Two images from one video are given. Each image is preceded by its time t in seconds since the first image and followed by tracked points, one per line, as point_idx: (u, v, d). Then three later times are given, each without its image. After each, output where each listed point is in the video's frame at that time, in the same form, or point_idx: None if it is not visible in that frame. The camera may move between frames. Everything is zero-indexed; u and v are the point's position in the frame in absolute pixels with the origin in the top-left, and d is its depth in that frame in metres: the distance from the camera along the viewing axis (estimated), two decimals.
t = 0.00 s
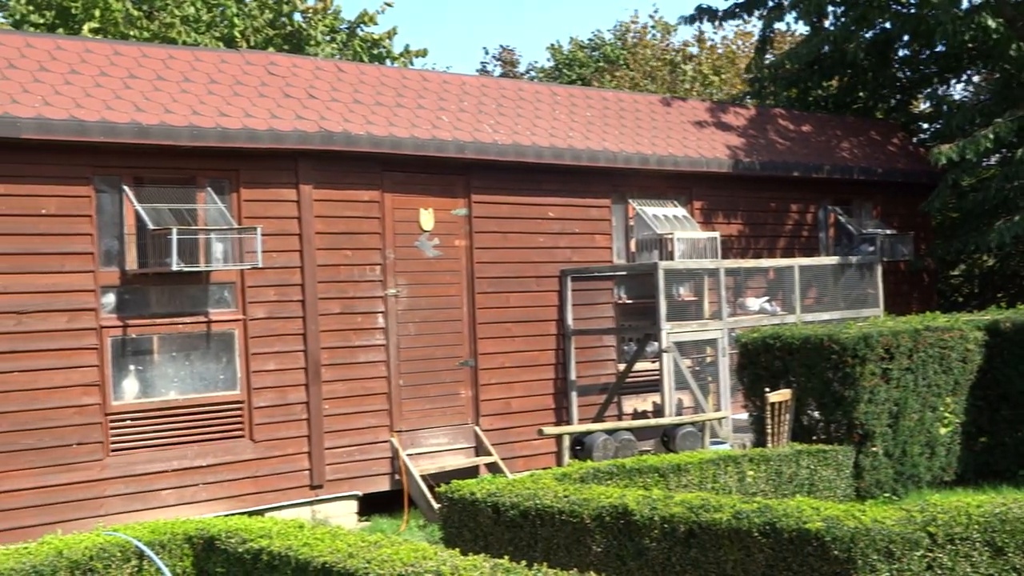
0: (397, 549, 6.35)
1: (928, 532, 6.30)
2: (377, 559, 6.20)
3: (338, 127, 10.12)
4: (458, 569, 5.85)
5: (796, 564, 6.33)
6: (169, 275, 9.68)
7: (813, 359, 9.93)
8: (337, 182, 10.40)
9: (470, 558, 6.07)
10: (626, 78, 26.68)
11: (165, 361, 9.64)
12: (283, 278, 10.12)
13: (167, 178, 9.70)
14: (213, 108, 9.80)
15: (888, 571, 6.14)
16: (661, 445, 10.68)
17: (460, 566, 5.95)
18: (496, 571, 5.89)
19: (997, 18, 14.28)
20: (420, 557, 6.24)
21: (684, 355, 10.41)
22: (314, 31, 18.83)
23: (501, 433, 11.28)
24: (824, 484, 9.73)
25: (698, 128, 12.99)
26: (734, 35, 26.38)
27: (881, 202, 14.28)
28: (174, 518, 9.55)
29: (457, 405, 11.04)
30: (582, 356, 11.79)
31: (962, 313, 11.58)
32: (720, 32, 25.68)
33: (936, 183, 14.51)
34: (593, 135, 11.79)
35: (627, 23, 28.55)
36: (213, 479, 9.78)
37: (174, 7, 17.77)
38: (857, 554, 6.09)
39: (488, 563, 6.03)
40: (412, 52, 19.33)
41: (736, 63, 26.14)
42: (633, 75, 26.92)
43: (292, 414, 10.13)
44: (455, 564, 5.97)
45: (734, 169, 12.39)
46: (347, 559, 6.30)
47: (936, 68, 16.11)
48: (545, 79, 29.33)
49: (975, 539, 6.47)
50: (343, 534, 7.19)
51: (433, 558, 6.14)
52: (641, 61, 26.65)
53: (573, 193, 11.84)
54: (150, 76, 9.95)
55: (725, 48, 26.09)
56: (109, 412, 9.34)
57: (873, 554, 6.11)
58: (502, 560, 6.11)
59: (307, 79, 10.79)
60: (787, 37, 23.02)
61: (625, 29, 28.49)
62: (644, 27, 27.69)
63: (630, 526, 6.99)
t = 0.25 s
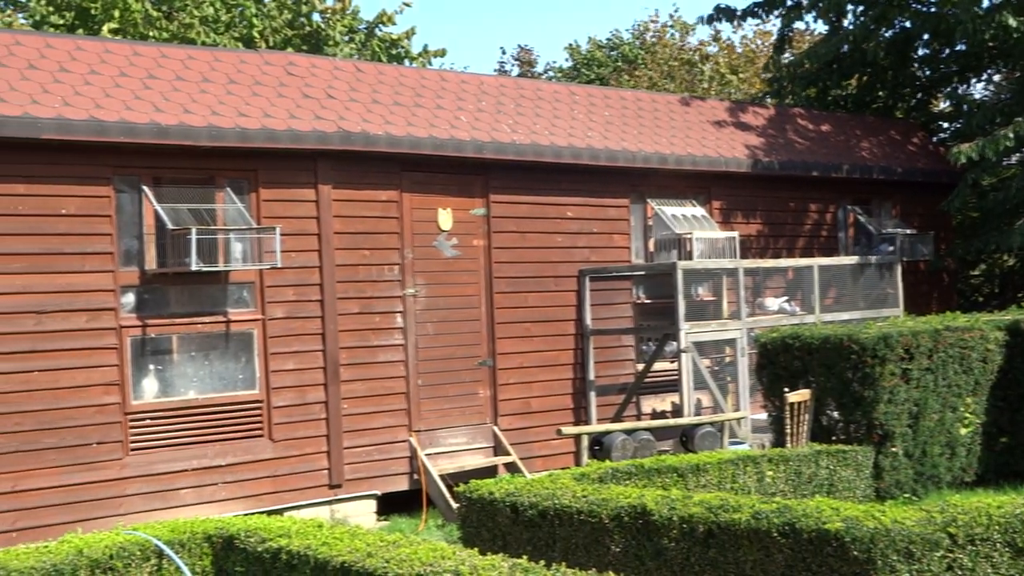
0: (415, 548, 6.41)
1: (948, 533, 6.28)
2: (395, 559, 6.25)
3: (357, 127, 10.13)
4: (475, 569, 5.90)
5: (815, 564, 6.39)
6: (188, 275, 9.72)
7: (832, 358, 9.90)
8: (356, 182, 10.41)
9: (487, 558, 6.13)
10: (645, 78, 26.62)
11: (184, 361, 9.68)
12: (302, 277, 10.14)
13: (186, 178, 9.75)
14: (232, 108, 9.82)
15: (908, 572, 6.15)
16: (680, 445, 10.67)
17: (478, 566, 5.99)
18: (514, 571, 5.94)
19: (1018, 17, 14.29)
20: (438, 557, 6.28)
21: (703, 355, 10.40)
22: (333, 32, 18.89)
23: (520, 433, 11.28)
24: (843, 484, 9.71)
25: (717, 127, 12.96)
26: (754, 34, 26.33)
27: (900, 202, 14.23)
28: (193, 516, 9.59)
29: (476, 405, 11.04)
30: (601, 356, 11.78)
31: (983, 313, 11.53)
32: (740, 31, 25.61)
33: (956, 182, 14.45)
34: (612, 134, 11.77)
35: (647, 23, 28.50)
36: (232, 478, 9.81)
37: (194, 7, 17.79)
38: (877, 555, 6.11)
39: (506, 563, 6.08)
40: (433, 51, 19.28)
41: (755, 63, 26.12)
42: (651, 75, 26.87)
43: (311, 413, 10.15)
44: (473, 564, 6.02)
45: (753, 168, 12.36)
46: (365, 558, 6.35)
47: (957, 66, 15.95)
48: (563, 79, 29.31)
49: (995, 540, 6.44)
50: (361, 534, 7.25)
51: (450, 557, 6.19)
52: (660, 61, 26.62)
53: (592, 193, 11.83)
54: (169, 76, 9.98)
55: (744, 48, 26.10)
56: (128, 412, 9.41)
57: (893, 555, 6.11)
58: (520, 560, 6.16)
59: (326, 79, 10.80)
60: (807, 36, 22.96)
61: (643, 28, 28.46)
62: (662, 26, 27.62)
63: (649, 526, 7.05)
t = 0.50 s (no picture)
0: (438, 547, 6.51)
1: (972, 533, 6.22)
2: (419, 558, 6.32)
3: (379, 126, 10.14)
4: (499, 568, 5.99)
5: (839, 565, 6.40)
6: (211, 274, 9.77)
7: (856, 358, 9.87)
8: (378, 182, 10.43)
9: (510, 558, 6.21)
10: (666, 78, 26.61)
11: (208, 360, 9.74)
12: (324, 277, 10.16)
13: (209, 177, 9.80)
14: (255, 108, 9.85)
15: (931, 572, 6.16)
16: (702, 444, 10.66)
17: (502, 565, 6.06)
18: (537, 570, 6.01)
19: None
20: (460, 556, 6.35)
21: (725, 355, 10.39)
22: (355, 31, 19.00)
23: (542, 432, 11.28)
24: (866, 484, 9.68)
25: (740, 126, 12.94)
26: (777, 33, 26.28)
27: (924, 201, 14.17)
28: (217, 515, 9.64)
29: (498, 404, 11.05)
30: (623, 356, 11.77)
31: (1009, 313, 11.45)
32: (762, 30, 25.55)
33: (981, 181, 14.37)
34: (634, 134, 11.76)
35: (669, 22, 28.48)
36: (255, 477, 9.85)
37: (217, 9, 18.34)
38: (900, 555, 6.13)
39: (528, 562, 6.15)
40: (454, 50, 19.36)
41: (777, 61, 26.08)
42: (673, 74, 26.85)
43: (333, 412, 10.18)
44: (496, 563, 6.10)
45: (776, 167, 12.33)
46: (388, 557, 6.44)
47: (981, 64, 15.83)
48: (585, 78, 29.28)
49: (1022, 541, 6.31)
50: (383, 532, 7.33)
51: (472, 557, 6.27)
52: (682, 60, 26.60)
53: (615, 192, 11.82)
54: (193, 77, 10.03)
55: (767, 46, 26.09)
56: (152, 410, 9.48)
57: (917, 556, 6.13)
58: (542, 559, 6.24)
59: (348, 79, 10.83)
60: (830, 35, 22.93)
61: (665, 27, 28.42)
62: (684, 25, 27.58)
63: (671, 526, 7.07)
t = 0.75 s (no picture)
0: (463, 547, 6.61)
1: (1000, 533, 6.19)
2: (444, 557, 6.40)
3: (405, 126, 10.15)
4: (525, 567, 6.07)
5: (865, 565, 6.37)
6: (238, 273, 9.80)
7: (882, 357, 9.85)
8: (404, 181, 10.44)
9: (534, 557, 6.29)
10: (691, 75, 26.53)
11: (234, 359, 9.77)
12: (350, 276, 10.18)
13: (236, 177, 9.84)
14: (281, 108, 9.88)
15: (958, 573, 6.12)
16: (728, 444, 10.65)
17: (526, 565, 6.12)
18: (563, 569, 6.09)
19: None
20: (485, 555, 6.44)
21: (752, 354, 10.39)
22: (380, 31, 19.08)
23: (567, 432, 11.28)
24: (893, 484, 9.64)
25: (766, 125, 12.90)
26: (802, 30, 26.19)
27: (951, 200, 14.09)
28: (243, 513, 9.68)
29: (523, 403, 11.05)
30: (649, 356, 11.75)
31: None
32: (788, 28, 25.45)
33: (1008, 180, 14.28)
34: (659, 133, 11.74)
35: (694, 20, 28.39)
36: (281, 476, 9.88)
37: (243, 9, 18.47)
38: (927, 556, 6.09)
39: (553, 561, 6.22)
40: (477, 50, 19.37)
41: (802, 60, 25.94)
42: (698, 72, 26.77)
43: (359, 411, 10.20)
44: (521, 562, 6.16)
45: (802, 166, 12.29)
46: (413, 557, 6.54)
47: (1009, 63, 15.64)
48: (610, 77, 29.30)
49: None
50: (408, 532, 7.41)
51: (497, 556, 6.34)
52: (708, 58, 26.58)
53: (640, 191, 11.80)
54: (220, 76, 10.06)
55: (792, 45, 26.06)
56: (179, 409, 9.53)
57: (943, 556, 6.09)
58: (568, 559, 6.31)
59: (374, 79, 10.85)
60: (856, 33, 22.86)
61: (691, 26, 28.40)
62: (709, 24, 27.47)
63: (697, 526, 7.09)
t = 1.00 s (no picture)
0: (487, 546, 6.64)
1: None
2: (467, 556, 6.48)
3: (428, 125, 10.16)
4: (547, 566, 6.09)
5: (888, 565, 6.39)
6: (261, 272, 9.83)
7: (906, 357, 9.82)
8: (427, 180, 10.46)
9: (558, 556, 6.30)
10: (713, 75, 26.45)
11: (258, 358, 9.80)
12: (373, 275, 10.20)
13: (260, 176, 9.86)
14: (305, 108, 9.90)
15: (984, 573, 6.11)
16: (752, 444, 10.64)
17: (549, 564, 6.14)
18: (585, 569, 6.07)
19: None
20: (507, 553, 6.50)
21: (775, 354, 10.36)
22: (403, 29, 19.36)
23: (590, 431, 11.28)
24: (917, 484, 9.62)
25: (789, 124, 12.88)
26: (825, 28, 26.12)
27: (976, 199, 14.03)
28: (266, 512, 9.70)
29: (546, 402, 11.06)
30: (672, 355, 11.74)
31: None
32: (810, 27, 25.36)
33: None
34: (682, 132, 11.73)
35: (716, 18, 28.31)
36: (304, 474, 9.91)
37: (266, 8, 18.49)
38: (952, 556, 6.10)
39: (577, 560, 6.22)
40: (499, 50, 19.47)
41: (826, 59, 25.45)
42: (720, 72, 26.72)
43: (382, 410, 10.21)
44: (544, 561, 6.18)
45: (825, 165, 12.26)
46: (438, 556, 6.59)
47: None
48: (633, 76, 29.28)
49: None
50: (431, 530, 7.50)
51: (521, 555, 6.36)
52: (730, 57, 26.54)
53: (662, 190, 11.79)
54: (244, 77, 10.10)
55: (816, 44, 25.83)
56: (203, 408, 9.56)
57: (968, 556, 6.08)
58: (591, 559, 6.29)
59: (397, 78, 10.87)
60: (880, 32, 22.76)
61: (713, 25, 28.35)
62: (732, 23, 27.45)
63: (720, 525, 7.14)
